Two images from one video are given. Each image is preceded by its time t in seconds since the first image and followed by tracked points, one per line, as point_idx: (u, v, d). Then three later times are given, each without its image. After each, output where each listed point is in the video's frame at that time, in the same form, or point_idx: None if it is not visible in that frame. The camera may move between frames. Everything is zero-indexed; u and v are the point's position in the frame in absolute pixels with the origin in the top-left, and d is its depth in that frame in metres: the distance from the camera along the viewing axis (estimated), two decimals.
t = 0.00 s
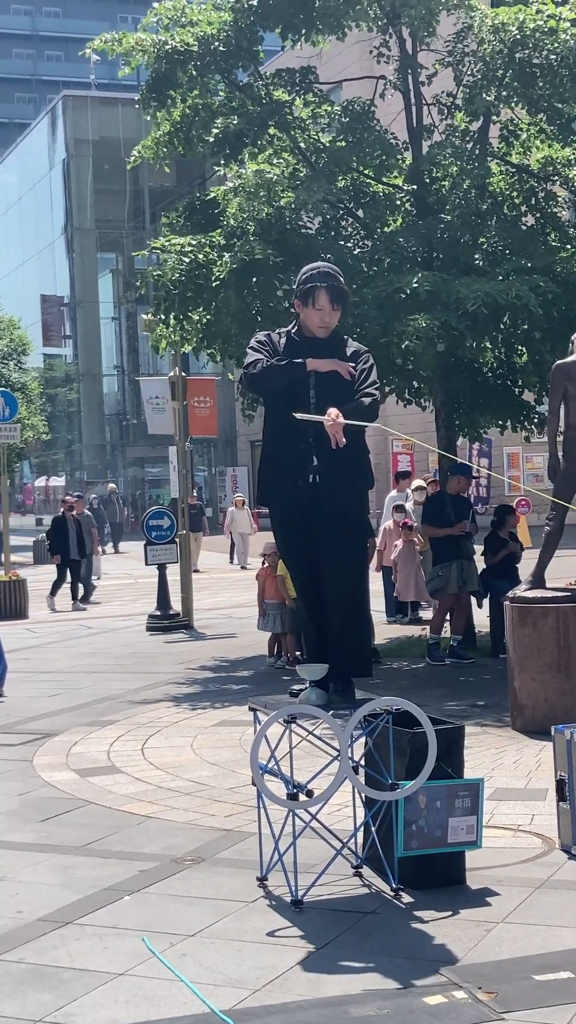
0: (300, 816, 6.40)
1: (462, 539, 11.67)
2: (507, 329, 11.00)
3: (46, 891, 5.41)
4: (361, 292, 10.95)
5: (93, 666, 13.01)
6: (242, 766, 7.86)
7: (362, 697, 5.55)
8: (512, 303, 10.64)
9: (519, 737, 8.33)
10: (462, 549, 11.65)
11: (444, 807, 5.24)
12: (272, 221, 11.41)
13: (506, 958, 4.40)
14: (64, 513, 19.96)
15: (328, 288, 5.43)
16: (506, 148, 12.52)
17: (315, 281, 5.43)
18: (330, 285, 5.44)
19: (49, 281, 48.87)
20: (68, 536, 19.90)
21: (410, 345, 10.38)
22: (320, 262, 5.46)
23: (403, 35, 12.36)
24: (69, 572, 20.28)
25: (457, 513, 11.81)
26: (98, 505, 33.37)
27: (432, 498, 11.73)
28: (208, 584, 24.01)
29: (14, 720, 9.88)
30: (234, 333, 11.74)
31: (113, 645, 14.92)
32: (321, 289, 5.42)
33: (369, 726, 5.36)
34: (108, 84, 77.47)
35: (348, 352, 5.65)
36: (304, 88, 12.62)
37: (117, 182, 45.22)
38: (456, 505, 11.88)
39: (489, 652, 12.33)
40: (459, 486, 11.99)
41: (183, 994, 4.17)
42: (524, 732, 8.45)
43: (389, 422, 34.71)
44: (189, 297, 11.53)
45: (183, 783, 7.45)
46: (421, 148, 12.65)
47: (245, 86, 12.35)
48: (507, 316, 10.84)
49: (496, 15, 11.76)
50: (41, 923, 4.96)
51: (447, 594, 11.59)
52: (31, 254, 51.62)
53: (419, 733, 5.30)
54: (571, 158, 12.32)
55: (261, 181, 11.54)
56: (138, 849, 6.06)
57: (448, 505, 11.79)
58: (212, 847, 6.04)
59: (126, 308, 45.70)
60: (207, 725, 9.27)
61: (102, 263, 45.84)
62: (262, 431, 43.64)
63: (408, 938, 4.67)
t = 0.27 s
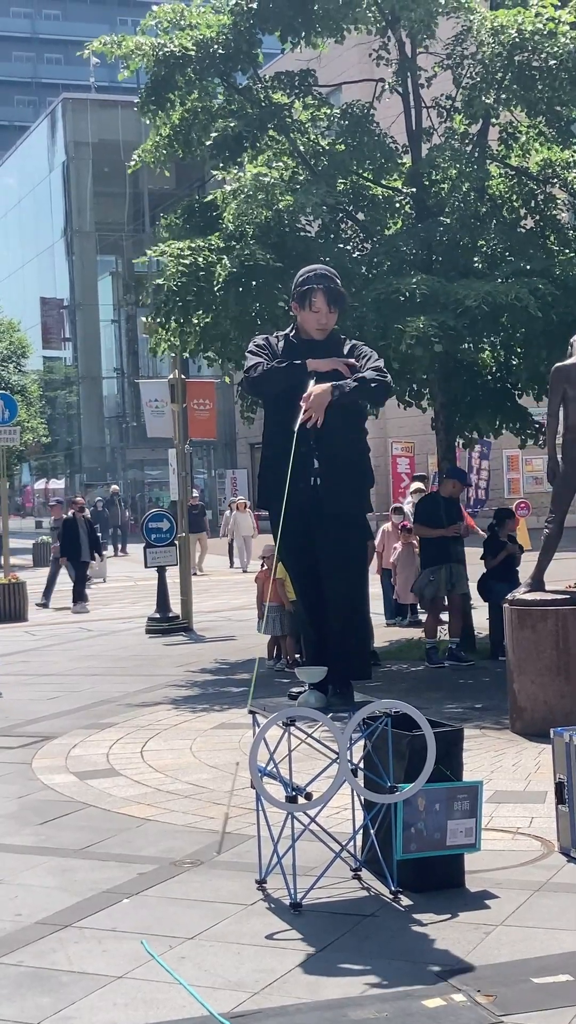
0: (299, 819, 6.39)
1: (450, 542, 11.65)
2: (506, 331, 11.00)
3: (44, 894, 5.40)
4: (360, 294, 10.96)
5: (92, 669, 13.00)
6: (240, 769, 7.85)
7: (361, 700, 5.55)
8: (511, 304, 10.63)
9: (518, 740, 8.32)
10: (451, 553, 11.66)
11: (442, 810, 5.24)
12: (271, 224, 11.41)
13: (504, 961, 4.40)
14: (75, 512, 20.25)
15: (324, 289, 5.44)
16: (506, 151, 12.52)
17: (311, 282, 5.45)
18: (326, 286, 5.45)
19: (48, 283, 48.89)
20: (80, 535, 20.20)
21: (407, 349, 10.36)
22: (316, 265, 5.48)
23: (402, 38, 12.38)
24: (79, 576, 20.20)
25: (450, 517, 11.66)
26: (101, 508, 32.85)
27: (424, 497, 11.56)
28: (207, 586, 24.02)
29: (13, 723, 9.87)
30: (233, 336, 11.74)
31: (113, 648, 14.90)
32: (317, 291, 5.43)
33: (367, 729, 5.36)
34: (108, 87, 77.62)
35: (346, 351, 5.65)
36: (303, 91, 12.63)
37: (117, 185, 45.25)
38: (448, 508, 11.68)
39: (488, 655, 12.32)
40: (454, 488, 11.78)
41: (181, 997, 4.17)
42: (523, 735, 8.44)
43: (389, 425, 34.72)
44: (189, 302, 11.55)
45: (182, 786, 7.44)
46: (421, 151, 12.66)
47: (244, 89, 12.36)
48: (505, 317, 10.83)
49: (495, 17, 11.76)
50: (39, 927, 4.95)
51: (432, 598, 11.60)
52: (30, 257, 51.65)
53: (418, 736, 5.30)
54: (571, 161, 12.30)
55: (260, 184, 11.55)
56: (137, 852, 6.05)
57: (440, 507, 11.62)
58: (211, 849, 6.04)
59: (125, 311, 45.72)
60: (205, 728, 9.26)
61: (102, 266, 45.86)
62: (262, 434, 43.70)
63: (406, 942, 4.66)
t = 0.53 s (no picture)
0: (298, 820, 6.39)
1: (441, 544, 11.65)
2: (504, 333, 11.00)
3: (43, 895, 5.41)
4: (359, 296, 10.97)
5: (91, 670, 13.00)
6: (239, 770, 7.87)
7: (360, 701, 5.55)
8: (509, 304, 10.63)
9: (517, 741, 8.34)
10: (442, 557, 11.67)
11: (442, 811, 5.24)
12: (270, 226, 11.40)
13: (504, 962, 4.40)
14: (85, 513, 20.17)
15: (321, 290, 5.45)
16: (504, 153, 12.53)
17: (307, 282, 5.46)
18: (322, 286, 5.46)
19: (47, 285, 48.90)
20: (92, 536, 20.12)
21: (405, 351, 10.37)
22: (311, 266, 5.49)
23: (401, 40, 12.38)
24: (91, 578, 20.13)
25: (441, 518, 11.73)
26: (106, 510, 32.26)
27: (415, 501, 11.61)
28: (206, 587, 24.03)
29: (12, 725, 9.88)
30: (232, 338, 11.75)
31: (111, 649, 14.91)
32: (313, 291, 5.44)
33: (367, 730, 5.35)
34: (106, 88, 77.67)
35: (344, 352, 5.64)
36: (301, 94, 12.54)
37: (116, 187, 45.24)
38: (439, 512, 11.74)
39: (486, 655, 12.36)
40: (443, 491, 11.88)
41: (180, 999, 4.17)
42: (522, 736, 8.44)
43: (388, 426, 34.74)
44: (189, 304, 11.56)
45: (181, 787, 7.45)
46: (420, 152, 12.68)
47: (243, 91, 12.35)
48: (504, 318, 10.82)
49: (494, 19, 11.75)
50: (39, 928, 4.96)
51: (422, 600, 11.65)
52: (28, 259, 51.65)
53: (417, 737, 5.29)
54: (569, 164, 12.26)
55: (259, 187, 11.56)
56: (136, 853, 6.06)
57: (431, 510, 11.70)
58: (210, 851, 6.04)
59: (124, 312, 45.74)
60: (204, 729, 9.27)
61: (100, 267, 45.86)
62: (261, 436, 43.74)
63: (405, 943, 4.67)
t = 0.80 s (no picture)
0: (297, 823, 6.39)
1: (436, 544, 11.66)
2: (502, 334, 11.00)
3: (43, 896, 5.42)
4: (358, 298, 10.98)
5: (90, 671, 13.02)
6: (238, 771, 7.88)
7: (359, 702, 5.55)
8: (508, 306, 10.64)
9: (516, 741, 8.35)
10: (436, 557, 11.66)
11: (441, 812, 5.23)
12: (269, 228, 11.40)
13: (502, 962, 4.41)
14: (97, 512, 20.10)
15: (318, 292, 5.44)
16: (503, 154, 12.53)
17: (304, 284, 5.44)
18: (319, 288, 5.44)
19: (46, 286, 48.93)
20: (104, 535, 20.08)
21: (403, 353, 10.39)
22: (308, 267, 5.46)
23: (400, 41, 12.38)
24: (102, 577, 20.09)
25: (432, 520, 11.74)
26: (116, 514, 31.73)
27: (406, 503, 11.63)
28: (205, 589, 24.04)
29: (12, 725, 9.90)
30: (230, 339, 11.75)
31: (111, 650, 14.94)
32: (311, 293, 5.42)
33: (366, 731, 5.35)
34: (105, 89, 77.74)
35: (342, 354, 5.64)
36: (300, 94, 12.60)
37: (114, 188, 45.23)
38: (430, 512, 11.78)
39: (485, 655, 12.44)
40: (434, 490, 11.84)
41: (179, 1000, 4.16)
42: (521, 737, 8.44)
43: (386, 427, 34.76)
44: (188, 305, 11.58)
45: (181, 788, 7.46)
46: (418, 153, 12.69)
47: (242, 92, 12.35)
48: (502, 320, 10.83)
49: (492, 19, 11.73)
50: (38, 928, 4.97)
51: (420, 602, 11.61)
52: (27, 259, 51.68)
53: (416, 738, 5.29)
54: (567, 165, 12.31)
55: (258, 188, 11.57)
56: (135, 854, 6.07)
57: (422, 511, 11.72)
58: (209, 852, 6.03)
59: (123, 313, 45.74)
60: (204, 730, 9.28)
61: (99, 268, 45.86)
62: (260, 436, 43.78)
63: (404, 943, 4.68)
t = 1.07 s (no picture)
0: (296, 823, 6.39)
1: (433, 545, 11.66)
2: (500, 335, 11.00)
3: (42, 896, 5.42)
4: (356, 299, 10.99)
5: (89, 671, 13.04)
6: (237, 771, 7.89)
7: (357, 703, 5.55)
8: (507, 308, 10.64)
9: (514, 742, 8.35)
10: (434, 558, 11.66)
11: (439, 813, 5.24)
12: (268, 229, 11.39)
13: (501, 963, 4.41)
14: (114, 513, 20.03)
15: (317, 293, 5.44)
16: (501, 154, 12.53)
17: (303, 285, 5.44)
18: (318, 289, 5.43)
19: (45, 286, 48.94)
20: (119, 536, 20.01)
21: (401, 355, 10.39)
22: (307, 267, 5.45)
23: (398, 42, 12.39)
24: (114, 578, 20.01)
25: (427, 523, 11.76)
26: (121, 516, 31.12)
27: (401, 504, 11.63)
28: (204, 590, 24.04)
29: (11, 726, 9.91)
30: (229, 339, 11.75)
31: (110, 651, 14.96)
32: (310, 294, 5.42)
33: (365, 732, 5.35)
34: (104, 89, 77.78)
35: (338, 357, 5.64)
36: (299, 96, 12.57)
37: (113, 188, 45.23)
38: (425, 512, 11.80)
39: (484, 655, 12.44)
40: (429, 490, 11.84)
41: (178, 1000, 4.17)
42: (520, 738, 8.45)
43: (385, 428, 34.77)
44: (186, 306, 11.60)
45: (180, 789, 7.47)
46: (417, 154, 12.69)
47: (241, 93, 12.35)
48: (500, 321, 10.83)
49: (491, 19, 11.72)
50: (37, 929, 4.97)
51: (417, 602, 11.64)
52: (26, 260, 51.69)
53: (415, 739, 5.29)
54: (565, 166, 12.34)
55: (256, 188, 11.57)
56: (134, 854, 6.08)
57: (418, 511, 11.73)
58: (207, 853, 6.03)
59: (121, 313, 45.75)
60: (203, 730, 9.29)
61: (98, 269, 45.86)
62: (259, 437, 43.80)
63: (403, 944, 4.68)
